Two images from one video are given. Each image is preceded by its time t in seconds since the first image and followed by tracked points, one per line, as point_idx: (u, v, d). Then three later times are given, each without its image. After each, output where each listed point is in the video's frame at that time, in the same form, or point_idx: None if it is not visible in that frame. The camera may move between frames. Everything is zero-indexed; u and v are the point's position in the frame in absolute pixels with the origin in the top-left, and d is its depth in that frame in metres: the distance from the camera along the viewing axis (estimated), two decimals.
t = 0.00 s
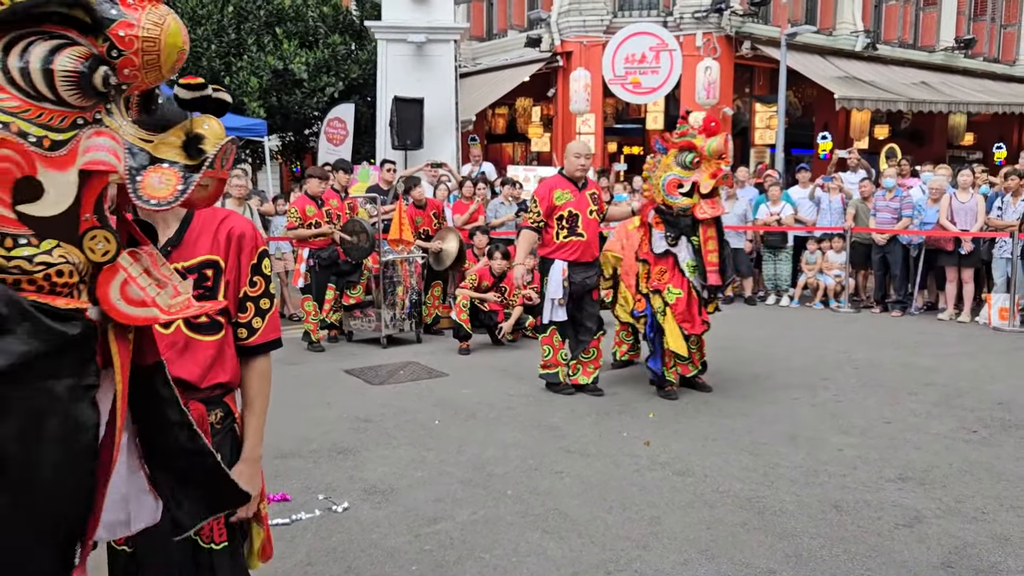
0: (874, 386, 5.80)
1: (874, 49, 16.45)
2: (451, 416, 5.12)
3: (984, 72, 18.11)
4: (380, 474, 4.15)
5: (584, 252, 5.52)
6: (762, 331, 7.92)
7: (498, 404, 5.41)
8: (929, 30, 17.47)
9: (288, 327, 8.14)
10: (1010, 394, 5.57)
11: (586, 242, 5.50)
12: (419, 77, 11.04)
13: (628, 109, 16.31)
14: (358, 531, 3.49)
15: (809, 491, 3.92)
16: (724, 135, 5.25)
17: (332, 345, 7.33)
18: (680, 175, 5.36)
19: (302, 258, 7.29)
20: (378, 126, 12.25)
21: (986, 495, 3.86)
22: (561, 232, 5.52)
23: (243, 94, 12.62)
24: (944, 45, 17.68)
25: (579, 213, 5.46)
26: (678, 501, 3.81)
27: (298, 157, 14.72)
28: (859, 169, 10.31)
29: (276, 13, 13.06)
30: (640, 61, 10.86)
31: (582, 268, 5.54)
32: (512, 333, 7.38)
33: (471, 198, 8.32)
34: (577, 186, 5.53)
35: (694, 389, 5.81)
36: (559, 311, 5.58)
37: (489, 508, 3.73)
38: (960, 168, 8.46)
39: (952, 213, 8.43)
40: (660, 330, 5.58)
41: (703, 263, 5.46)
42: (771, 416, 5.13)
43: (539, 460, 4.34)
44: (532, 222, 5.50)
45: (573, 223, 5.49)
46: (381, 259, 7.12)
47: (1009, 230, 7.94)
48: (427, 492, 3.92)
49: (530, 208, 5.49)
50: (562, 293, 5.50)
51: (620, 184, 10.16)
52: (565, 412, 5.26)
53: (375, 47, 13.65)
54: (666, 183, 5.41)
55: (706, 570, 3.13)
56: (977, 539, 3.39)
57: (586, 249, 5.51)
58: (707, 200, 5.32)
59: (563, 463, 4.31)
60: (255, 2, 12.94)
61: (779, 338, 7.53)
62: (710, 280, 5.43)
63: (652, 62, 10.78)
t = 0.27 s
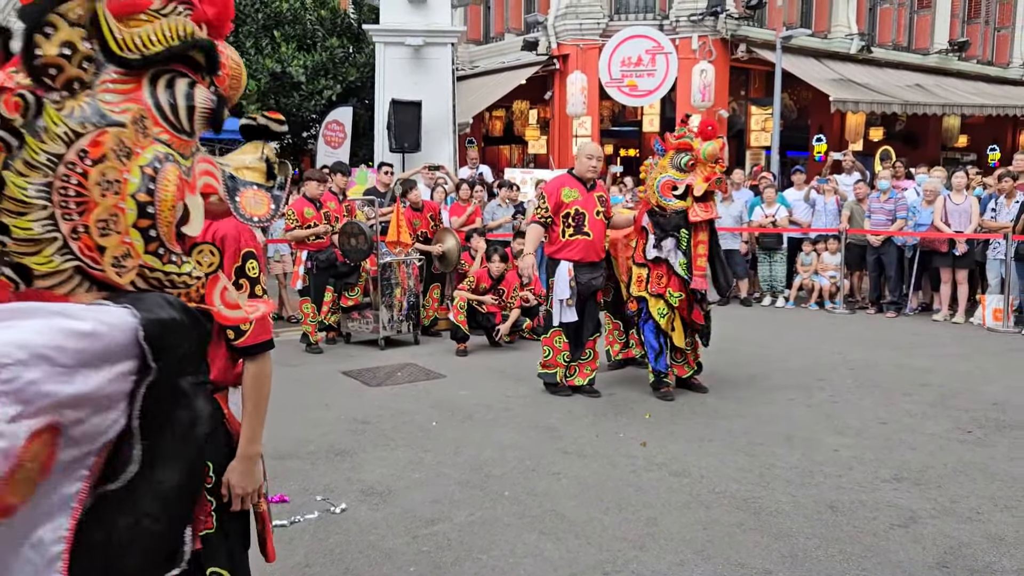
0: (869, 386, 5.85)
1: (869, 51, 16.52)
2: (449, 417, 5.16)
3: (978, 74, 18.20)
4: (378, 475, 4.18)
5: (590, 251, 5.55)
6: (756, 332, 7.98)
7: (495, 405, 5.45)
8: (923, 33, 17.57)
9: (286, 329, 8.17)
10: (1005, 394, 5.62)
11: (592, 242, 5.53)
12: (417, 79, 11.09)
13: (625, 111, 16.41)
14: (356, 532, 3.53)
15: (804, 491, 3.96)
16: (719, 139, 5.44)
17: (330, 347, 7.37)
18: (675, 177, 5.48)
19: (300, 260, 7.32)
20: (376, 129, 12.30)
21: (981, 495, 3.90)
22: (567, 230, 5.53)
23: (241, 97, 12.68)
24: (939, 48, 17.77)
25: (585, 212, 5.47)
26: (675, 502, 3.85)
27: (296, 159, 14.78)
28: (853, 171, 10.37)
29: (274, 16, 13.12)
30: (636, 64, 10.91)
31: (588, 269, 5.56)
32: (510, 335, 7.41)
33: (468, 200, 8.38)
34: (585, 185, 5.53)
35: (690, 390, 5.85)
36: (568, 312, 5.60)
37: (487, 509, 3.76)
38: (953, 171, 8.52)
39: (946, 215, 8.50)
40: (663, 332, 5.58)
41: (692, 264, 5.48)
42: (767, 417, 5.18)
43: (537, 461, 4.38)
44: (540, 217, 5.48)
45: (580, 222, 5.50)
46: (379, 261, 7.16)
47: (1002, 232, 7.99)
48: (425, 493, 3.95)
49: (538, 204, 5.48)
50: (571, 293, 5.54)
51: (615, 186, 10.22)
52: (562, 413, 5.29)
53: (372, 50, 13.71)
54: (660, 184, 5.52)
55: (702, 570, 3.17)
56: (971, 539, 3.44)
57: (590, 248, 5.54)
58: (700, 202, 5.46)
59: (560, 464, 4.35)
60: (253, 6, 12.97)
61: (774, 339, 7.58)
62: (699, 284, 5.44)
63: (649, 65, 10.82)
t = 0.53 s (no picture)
0: (864, 387, 5.88)
1: (864, 52, 16.56)
2: (445, 418, 5.17)
3: (973, 75, 18.25)
4: (374, 476, 4.19)
5: (591, 254, 5.51)
6: (752, 332, 8.01)
7: (492, 405, 5.47)
8: (918, 34, 17.63)
9: (282, 330, 8.18)
10: (999, 394, 5.65)
11: (595, 243, 5.48)
12: (413, 80, 11.10)
13: (621, 112, 16.45)
14: (353, 533, 3.54)
15: (800, 491, 3.98)
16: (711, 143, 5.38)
17: (326, 347, 7.39)
18: (668, 180, 5.44)
19: (297, 261, 7.30)
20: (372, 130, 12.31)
21: (976, 495, 3.92)
22: (570, 230, 5.48)
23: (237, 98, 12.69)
24: (934, 49, 17.83)
25: (591, 214, 5.42)
26: (671, 502, 3.87)
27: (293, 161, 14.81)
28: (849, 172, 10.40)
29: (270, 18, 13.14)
30: (633, 65, 10.94)
31: (590, 270, 5.51)
32: (506, 335, 7.43)
33: (464, 201, 8.42)
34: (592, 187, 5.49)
35: (686, 390, 5.87)
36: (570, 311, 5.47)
37: (484, 510, 3.78)
38: (948, 172, 8.54)
39: (941, 215, 8.51)
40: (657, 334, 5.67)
41: (684, 270, 5.45)
42: (763, 417, 5.20)
43: (533, 462, 4.40)
44: (543, 213, 5.44)
45: (585, 223, 5.44)
46: (375, 262, 7.16)
47: (997, 233, 8.01)
48: (422, 493, 3.97)
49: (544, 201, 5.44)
50: (572, 292, 5.43)
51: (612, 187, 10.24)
52: (559, 413, 5.31)
53: (369, 51, 13.73)
54: (654, 187, 5.50)
55: (698, 570, 3.19)
56: (966, 539, 3.46)
57: (592, 250, 5.49)
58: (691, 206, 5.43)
59: (556, 464, 4.37)
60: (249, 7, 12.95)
61: (770, 340, 7.61)
62: (689, 289, 5.46)
63: (644, 66, 10.83)
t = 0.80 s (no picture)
0: (860, 387, 5.89)
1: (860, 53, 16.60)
2: (441, 418, 5.17)
3: (968, 76, 18.30)
4: (370, 476, 4.19)
5: (592, 258, 5.29)
6: (748, 332, 8.03)
7: (488, 406, 5.47)
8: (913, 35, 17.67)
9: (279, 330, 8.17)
10: (994, 395, 5.66)
11: (596, 248, 5.28)
12: (409, 81, 11.09)
13: (617, 113, 16.46)
14: (349, 533, 3.54)
15: (796, 492, 3.99)
16: (701, 158, 5.35)
17: (322, 348, 7.39)
18: (657, 193, 5.42)
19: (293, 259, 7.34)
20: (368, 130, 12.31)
21: (971, 495, 3.93)
22: (573, 234, 5.24)
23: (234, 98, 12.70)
24: (929, 50, 17.88)
25: (592, 218, 5.20)
26: (667, 502, 3.87)
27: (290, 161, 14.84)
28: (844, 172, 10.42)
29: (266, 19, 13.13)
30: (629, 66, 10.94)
31: (592, 274, 5.28)
32: (502, 335, 7.43)
33: (460, 201, 8.41)
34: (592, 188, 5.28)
35: (682, 390, 5.87)
36: (572, 316, 5.29)
37: (480, 510, 3.78)
38: (943, 172, 8.56)
39: (936, 215, 8.51)
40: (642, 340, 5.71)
41: (674, 280, 5.47)
42: (758, 418, 5.20)
43: (529, 462, 4.40)
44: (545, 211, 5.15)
45: (588, 228, 5.23)
46: (371, 262, 7.18)
47: (992, 233, 8.03)
48: (418, 494, 3.97)
49: (545, 200, 5.16)
50: (575, 297, 5.23)
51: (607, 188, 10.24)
52: (555, 414, 5.31)
53: (365, 51, 13.74)
54: (643, 200, 5.47)
55: (694, 570, 3.19)
56: (961, 539, 3.46)
57: (593, 254, 5.29)
58: (682, 221, 5.41)
59: (552, 464, 4.37)
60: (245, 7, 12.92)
61: (766, 340, 7.62)
62: (679, 299, 5.48)
63: (641, 66, 10.84)
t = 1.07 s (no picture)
0: (855, 387, 5.89)
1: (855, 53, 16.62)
2: (437, 418, 5.17)
3: (963, 77, 18.34)
4: (366, 476, 4.19)
5: (591, 257, 5.27)
6: (743, 332, 8.04)
7: (484, 406, 5.47)
8: (909, 36, 17.71)
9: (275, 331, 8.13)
10: (989, 395, 5.67)
11: (594, 247, 5.26)
12: (406, 81, 11.08)
13: (614, 112, 16.46)
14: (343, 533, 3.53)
15: (792, 492, 3.99)
16: (693, 158, 5.34)
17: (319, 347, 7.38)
18: (649, 194, 5.41)
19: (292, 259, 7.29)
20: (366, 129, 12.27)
21: (966, 495, 3.94)
22: (571, 236, 5.19)
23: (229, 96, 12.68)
24: (924, 51, 17.92)
25: (590, 217, 5.19)
26: (663, 502, 3.87)
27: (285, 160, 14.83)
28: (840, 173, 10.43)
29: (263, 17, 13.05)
30: (626, 66, 10.94)
31: (591, 275, 5.27)
32: (499, 336, 7.42)
33: (456, 201, 8.39)
34: (586, 188, 5.26)
35: (677, 390, 5.88)
36: (573, 319, 5.28)
37: (476, 510, 3.78)
38: (938, 173, 8.58)
39: (931, 216, 8.56)
40: (631, 342, 5.71)
41: (666, 281, 5.52)
42: (755, 418, 5.21)
43: (525, 462, 4.40)
44: (544, 212, 5.08)
45: (585, 226, 5.19)
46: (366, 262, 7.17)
47: (987, 233, 8.05)
48: (414, 494, 3.96)
49: (542, 202, 5.10)
50: (576, 300, 5.22)
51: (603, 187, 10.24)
52: (551, 413, 5.31)
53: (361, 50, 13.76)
54: (636, 201, 5.44)
55: (689, 571, 3.19)
56: (956, 539, 3.47)
57: (592, 254, 5.26)
58: (675, 221, 5.42)
59: (549, 465, 4.37)
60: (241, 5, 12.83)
61: (762, 340, 7.63)
62: (670, 299, 5.54)
63: (637, 66, 10.84)
